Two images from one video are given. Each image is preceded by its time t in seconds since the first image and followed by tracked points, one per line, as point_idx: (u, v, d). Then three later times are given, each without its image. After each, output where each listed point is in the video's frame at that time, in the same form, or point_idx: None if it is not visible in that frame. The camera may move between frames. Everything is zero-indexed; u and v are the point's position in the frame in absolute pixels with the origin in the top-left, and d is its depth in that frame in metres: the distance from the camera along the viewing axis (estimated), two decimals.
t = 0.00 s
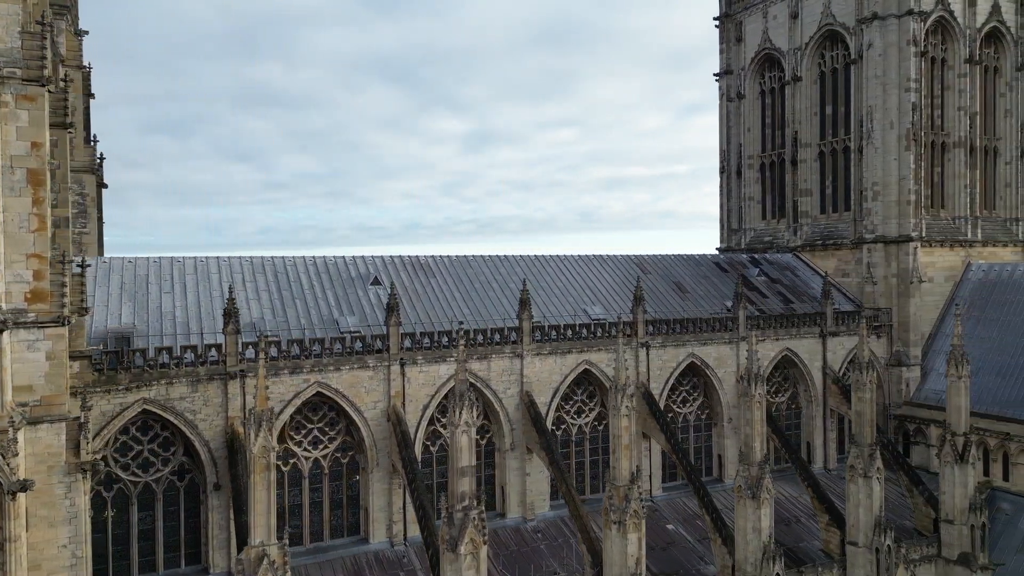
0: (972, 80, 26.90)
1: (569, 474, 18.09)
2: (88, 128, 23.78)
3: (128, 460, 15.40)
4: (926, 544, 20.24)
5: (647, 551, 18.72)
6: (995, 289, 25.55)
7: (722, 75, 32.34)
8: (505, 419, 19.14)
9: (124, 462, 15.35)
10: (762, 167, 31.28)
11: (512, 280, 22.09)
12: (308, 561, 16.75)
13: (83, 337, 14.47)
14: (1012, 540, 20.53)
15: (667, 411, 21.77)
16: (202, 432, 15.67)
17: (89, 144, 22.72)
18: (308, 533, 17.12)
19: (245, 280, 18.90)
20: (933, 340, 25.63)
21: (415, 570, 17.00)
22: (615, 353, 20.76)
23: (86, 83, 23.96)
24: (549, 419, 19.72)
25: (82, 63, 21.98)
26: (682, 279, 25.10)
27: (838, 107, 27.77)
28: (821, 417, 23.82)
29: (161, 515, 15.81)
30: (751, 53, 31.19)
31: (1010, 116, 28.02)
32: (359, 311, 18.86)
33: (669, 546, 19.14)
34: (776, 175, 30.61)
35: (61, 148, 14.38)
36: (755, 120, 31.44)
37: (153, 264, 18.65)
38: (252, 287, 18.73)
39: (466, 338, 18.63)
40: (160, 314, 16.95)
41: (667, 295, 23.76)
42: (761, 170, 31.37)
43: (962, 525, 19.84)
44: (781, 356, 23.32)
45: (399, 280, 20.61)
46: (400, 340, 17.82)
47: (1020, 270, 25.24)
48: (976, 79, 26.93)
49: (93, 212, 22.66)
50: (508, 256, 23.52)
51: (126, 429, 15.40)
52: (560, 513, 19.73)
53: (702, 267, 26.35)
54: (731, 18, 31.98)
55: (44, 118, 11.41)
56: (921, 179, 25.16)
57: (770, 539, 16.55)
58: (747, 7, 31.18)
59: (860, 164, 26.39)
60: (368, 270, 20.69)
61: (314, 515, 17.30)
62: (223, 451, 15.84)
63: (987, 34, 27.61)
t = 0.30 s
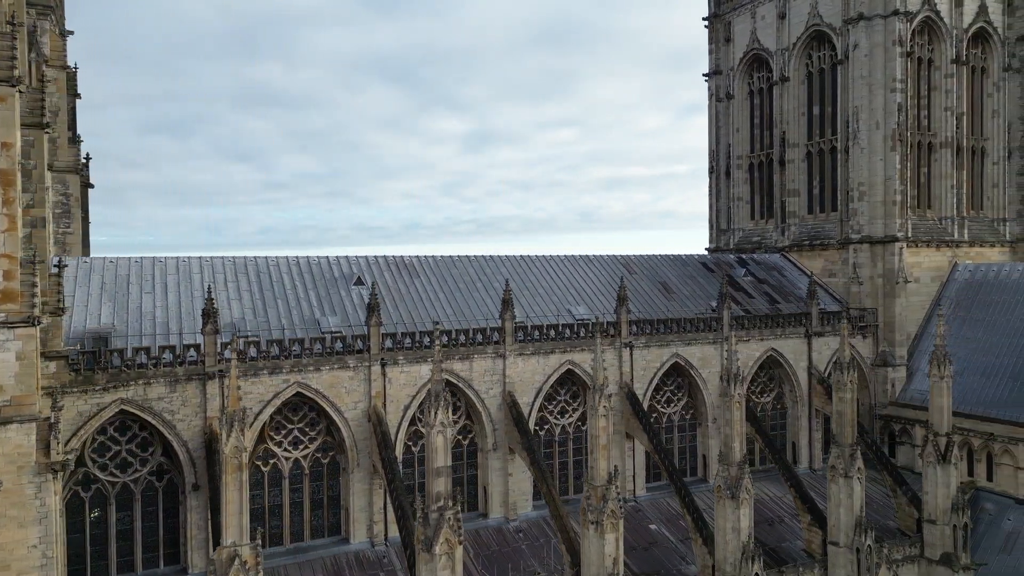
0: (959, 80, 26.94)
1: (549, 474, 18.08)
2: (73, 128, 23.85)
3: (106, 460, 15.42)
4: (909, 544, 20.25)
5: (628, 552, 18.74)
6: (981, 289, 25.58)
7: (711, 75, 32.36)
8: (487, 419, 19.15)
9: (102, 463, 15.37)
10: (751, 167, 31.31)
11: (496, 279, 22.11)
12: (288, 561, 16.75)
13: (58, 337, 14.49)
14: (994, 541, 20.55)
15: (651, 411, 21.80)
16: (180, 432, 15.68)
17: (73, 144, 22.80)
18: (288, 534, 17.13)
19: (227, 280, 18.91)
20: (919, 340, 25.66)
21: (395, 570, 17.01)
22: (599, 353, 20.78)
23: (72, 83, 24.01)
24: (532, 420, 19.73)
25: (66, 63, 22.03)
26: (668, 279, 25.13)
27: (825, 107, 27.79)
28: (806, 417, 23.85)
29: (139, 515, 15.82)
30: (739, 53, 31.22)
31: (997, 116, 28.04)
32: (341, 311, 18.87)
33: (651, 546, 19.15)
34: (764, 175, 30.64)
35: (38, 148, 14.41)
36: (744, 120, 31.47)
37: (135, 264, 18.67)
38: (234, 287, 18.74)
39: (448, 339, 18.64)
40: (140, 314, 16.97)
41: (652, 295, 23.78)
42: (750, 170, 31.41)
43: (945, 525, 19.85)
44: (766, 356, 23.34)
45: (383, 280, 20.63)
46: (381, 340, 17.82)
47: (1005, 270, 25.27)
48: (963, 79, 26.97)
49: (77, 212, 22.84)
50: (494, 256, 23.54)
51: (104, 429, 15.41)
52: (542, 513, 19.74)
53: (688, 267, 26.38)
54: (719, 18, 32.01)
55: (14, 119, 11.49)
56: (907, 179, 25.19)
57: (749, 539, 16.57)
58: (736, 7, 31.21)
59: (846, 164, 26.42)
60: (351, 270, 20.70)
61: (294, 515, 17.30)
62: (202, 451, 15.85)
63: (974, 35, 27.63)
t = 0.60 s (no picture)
0: (946, 81, 26.97)
1: (531, 475, 18.07)
2: (59, 128, 23.87)
3: (84, 460, 15.43)
4: (892, 544, 20.27)
5: (610, 552, 18.76)
6: (967, 289, 25.61)
7: (701, 75, 32.38)
8: (470, 419, 19.16)
9: (80, 463, 15.38)
10: (739, 167, 31.33)
11: (481, 279, 22.12)
12: (268, 561, 16.75)
13: (35, 337, 14.50)
14: (978, 541, 20.58)
15: (635, 411, 21.82)
16: (159, 432, 15.69)
17: (59, 144, 22.83)
18: (269, 534, 17.13)
19: (209, 281, 18.91)
20: (905, 340, 25.69)
21: (375, 570, 17.02)
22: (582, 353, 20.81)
23: (58, 83, 24.04)
24: (515, 420, 19.74)
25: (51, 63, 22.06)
26: (654, 279, 25.16)
27: (812, 107, 27.82)
28: (792, 417, 23.88)
29: (118, 515, 15.82)
30: (728, 54, 31.24)
31: (985, 117, 28.06)
32: (323, 311, 18.88)
33: (633, 546, 19.16)
34: (753, 176, 30.66)
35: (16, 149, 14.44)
36: (733, 120, 31.49)
37: (117, 264, 18.67)
38: (216, 287, 18.74)
39: (430, 339, 18.65)
40: (120, 314, 16.97)
41: (638, 295, 23.81)
42: (739, 171, 31.43)
43: (928, 525, 19.86)
44: (751, 357, 23.36)
45: (366, 280, 20.64)
46: (363, 340, 17.82)
47: (991, 271, 25.31)
48: (950, 80, 27.00)
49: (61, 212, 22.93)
50: (479, 256, 23.55)
51: (82, 429, 15.42)
52: (526, 514, 19.75)
53: (675, 268, 26.41)
54: (708, 19, 32.04)
55: None
56: (893, 179, 25.24)
57: (729, 539, 16.59)
58: (725, 7, 31.23)
59: (833, 164, 26.45)
60: (335, 270, 20.71)
61: (275, 515, 17.30)
62: (181, 451, 15.86)
63: (962, 35, 27.65)
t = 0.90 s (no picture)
0: (933, 81, 26.99)
1: (513, 475, 18.05)
2: (45, 128, 23.88)
3: (64, 460, 15.43)
4: (876, 544, 20.27)
5: (593, 553, 18.76)
6: (954, 290, 25.63)
7: (691, 75, 32.37)
8: (453, 419, 19.15)
9: (59, 463, 15.38)
10: (729, 168, 31.36)
11: (466, 279, 22.12)
12: (248, 562, 16.74)
13: (14, 337, 14.52)
14: (962, 541, 20.59)
15: (620, 411, 21.84)
16: (139, 432, 15.70)
17: (44, 144, 22.85)
18: (250, 534, 17.11)
19: (192, 281, 18.92)
20: (892, 340, 25.71)
21: (356, 570, 17.02)
22: (566, 353, 20.83)
23: (44, 83, 24.05)
24: (499, 420, 19.73)
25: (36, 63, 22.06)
26: (641, 280, 25.19)
27: (800, 108, 27.85)
28: (778, 417, 23.90)
29: (98, 515, 15.82)
30: (717, 54, 31.27)
31: (973, 117, 28.06)
32: (306, 311, 18.88)
33: (616, 546, 19.17)
34: (742, 176, 30.68)
35: None
36: (722, 120, 31.51)
37: (100, 264, 18.68)
38: (199, 287, 18.74)
39: (413, 339, 18.63)
40: (101, 314, 16.98)
41: (624, 295, 23.85)
42: (728, 171, 31.45)
43: (911, 525, 19.86)
44: (737, 357, 23.37)
45: (351, 280, 20.64)
46: (345, 341, 17.82)
47: (978, 271, 25.34)
48: (937, 81, 27.01)
49: (47, 212, 22.98)
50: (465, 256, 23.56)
51: (62, 429, 15.42)
52: (509, 514, 19.76)
53: (662, 268, 26.43)
54: (698, 19, 32.05)
55: None
56: (880, 180, 25.27)
57: (709, 539, 16.61)
58: (714, 8, 31.26)
59: (820, 165, 26.48)
60: (320, 270, 20.72)
61: (256, 515, 17.29)
62: (161, 452, 15.86)
63: (950, 36, 27.66)
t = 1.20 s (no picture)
0: (922, 82, 27.00)
1: (496, 475, 18.03)
2: (31, 128, 23.88)
3: (44, 460, 15.42)
4: (860, 544, 20.28)
5: (576, 553, 18.77)
6: (942, 290, 25.66)
7: (681, 76, 32.38)
8: (437, 420, 19.15)
9: (39, 463, 15.37)
10: (718, 168, 31.38)
11: (452, 279, 22.12)
12: (230, 562, 16.74)
13: None
14: (946, 542, 20.60)
15: (606, 412, 21.86)
16: (119, 432, 15.70)
17: (30, 144, 22.85)
18: (231, 534, 17.11)
19: (175, 281, 18.92)
20: (879, 341, 25.73)
21: (338, 570, 17.02)
22: (551, 353, 20.84)
23: (31, 83, 24.05)
24: (483, 421, 19.72)
25: (21, 63, 22.06)
26: (628, 280, 25.22)
27: (788, 108, 27.88)
28: (764, 417, 23.92)
29: (78, 515, 15.81)
30: (707, 54, 31.28)
31: (961, 117, 28.07)
32: (289, 311, 18.88)
33: (600, 546, 19.18)
34: (731, 176, 30.70)
35: None
36: (712, 121, 31.52)
37: (83, 264, 18.68)
38: (182, 288, 18.73)
39: (397, 339, 18.61)
40: (83, 314, 16.98)
41: (610, 296, 23.88)
42: (718, 172, 31.47)
43: (895, 526, 19.87)
44: (723, 357, 23.39)
45: (335, 280, 20.65)
46: (327, 341, 17.81)
47: (965, 271, 25.36)
48: (926, 81, 27.02)
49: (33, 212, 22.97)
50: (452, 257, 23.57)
51: (42, 429, 15.41)
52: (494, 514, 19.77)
53: (650, 268, 26.46)
54: (688, 20, 32.05)
55: None
56: (867, 180, 25.29)
57: (690, 539, 16.63)
58: (704, 8, 31.27)
59: (807, 165, 26.51)
60: (304, 271, 20.73)
61: (238, 515, 17.29)
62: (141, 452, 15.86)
63: (938, 36, 27.67)
